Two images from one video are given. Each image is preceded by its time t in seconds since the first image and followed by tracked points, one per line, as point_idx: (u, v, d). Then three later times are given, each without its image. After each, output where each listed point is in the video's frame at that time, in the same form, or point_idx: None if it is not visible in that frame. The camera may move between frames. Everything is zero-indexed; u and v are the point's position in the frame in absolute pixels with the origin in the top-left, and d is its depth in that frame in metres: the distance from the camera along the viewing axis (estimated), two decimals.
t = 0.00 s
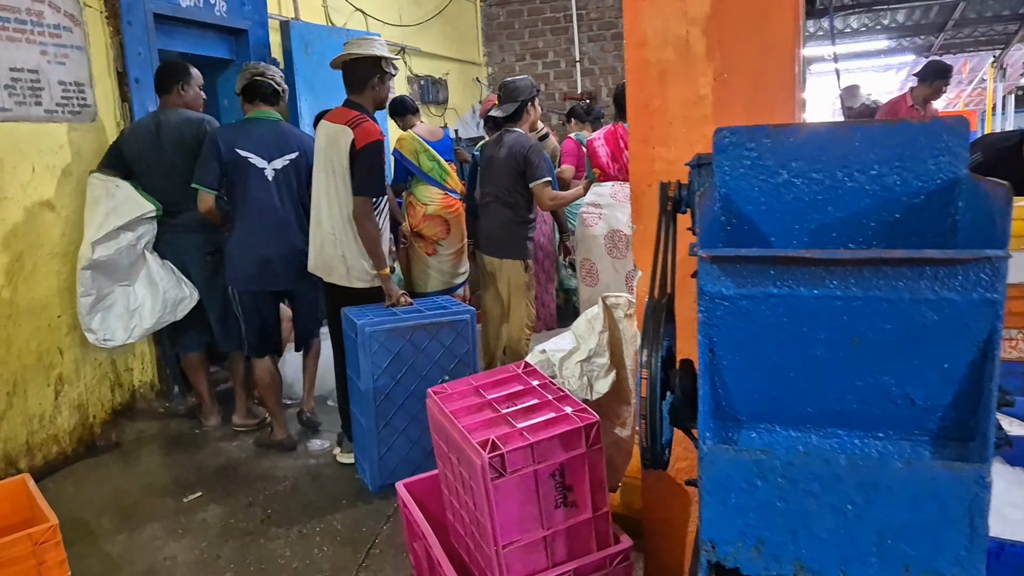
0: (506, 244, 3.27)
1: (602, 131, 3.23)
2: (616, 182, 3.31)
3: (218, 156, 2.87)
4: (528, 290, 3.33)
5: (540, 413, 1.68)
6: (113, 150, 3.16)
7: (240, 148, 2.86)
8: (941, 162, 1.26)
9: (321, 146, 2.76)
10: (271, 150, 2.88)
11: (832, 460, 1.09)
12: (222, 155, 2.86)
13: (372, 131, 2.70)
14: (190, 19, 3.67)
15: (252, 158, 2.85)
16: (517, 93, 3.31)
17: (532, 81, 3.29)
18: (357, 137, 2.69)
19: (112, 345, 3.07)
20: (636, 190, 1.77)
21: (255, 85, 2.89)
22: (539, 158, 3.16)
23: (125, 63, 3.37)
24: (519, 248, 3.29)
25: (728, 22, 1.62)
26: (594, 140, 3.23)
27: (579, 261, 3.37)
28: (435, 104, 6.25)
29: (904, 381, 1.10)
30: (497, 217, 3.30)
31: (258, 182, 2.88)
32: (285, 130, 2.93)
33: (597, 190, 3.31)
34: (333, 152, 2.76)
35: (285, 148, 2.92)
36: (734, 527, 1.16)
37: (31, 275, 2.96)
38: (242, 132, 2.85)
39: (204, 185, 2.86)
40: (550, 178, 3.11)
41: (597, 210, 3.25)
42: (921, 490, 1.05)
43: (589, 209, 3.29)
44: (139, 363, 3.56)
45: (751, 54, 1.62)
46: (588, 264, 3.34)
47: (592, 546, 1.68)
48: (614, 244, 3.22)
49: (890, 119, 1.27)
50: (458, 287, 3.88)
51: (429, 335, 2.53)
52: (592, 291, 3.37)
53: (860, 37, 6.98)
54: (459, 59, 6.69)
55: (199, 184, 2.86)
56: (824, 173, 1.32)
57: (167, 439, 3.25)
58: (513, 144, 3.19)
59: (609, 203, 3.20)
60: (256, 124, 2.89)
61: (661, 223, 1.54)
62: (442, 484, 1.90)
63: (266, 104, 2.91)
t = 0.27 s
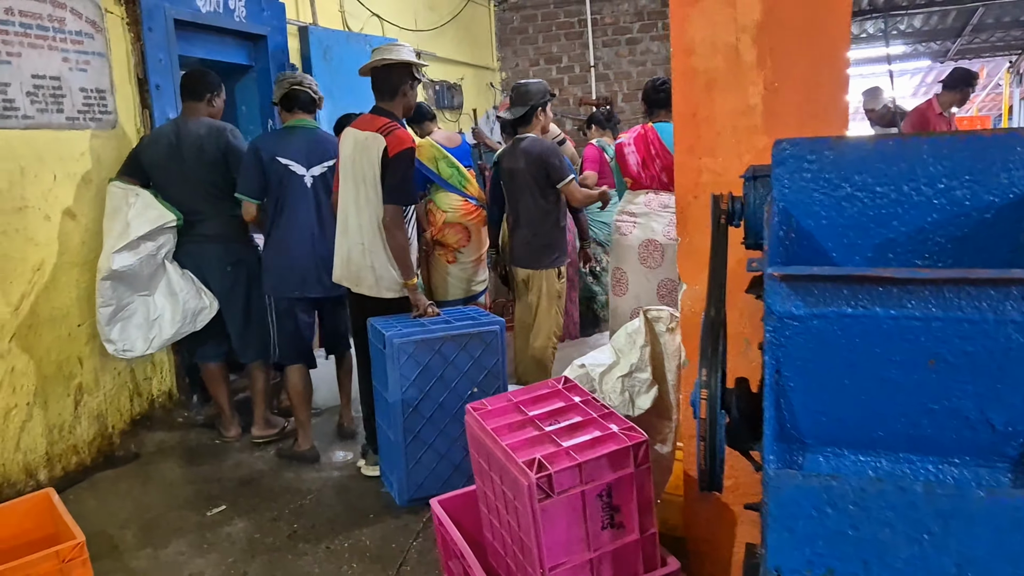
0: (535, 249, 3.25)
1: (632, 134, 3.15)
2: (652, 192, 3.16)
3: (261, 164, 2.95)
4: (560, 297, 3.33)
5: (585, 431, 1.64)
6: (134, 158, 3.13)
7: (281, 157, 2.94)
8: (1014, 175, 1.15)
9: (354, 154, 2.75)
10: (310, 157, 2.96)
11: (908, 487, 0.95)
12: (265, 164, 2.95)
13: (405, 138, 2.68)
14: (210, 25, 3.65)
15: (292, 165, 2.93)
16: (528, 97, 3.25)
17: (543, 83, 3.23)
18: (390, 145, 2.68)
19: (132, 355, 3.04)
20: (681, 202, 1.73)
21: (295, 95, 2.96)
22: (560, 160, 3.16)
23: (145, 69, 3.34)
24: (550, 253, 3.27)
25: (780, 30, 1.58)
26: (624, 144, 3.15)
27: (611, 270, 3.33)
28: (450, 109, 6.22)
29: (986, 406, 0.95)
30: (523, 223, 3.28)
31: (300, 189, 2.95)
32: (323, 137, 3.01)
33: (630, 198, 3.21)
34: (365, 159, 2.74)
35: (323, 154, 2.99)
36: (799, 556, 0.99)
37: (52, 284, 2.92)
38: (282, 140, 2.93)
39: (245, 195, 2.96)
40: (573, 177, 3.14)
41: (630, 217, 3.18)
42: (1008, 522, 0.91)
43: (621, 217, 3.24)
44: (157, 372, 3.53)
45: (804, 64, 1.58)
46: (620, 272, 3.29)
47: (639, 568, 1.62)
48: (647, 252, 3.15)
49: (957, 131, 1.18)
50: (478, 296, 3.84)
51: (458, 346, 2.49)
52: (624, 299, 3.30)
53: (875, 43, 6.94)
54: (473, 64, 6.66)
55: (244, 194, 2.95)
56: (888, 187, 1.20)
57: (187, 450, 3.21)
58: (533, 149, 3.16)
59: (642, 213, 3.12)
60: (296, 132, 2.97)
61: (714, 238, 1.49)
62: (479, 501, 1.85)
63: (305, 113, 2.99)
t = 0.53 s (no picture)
0: (557, 254, 3.21)
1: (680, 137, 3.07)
2: (701, 196, 3.09)
3: (294, 164, 3.05)
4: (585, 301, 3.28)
5: (625, 445, 1.58)
6: (151, 162, 3.10)
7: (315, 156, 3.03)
8: None
9: (377, 158, 2.71)
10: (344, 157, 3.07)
11: (984, 510, 0.87)
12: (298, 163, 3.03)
13: (430, 139, 2.63)
14: (227, 27, 3.61)
15: (328, 164, 3.03)
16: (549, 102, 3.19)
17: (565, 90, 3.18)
18: (414, 147, 2.63)
19: (145, 361, 3.00)
20: (723, 208, 1.67)
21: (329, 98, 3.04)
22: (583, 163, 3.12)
23: (162, 71, 3.31)
24: (573, 257, 3.22)
25: (830, 31, 1.53)
26: (672, 147, 3.07)
27: (659, 275, 3.23)
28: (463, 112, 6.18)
29: None
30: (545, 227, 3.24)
31: (332, 188, 3.04)
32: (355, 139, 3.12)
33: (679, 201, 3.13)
34: (388, 163, 2.70)
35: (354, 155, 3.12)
36: None
37: (68, 289, 2.88)
38: (316, 140, 3.03)
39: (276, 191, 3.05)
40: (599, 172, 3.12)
41: (681, 222, 3.11)
42: None
43: (671, 220, 3.17)
44: (172, 377, 3.49)
45: (854, 65, 1.53)
46: (671, 277, 3.17)
47: None
48: (699, 256, 3.06)
49: None
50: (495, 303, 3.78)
51: (483, 354, 2.44)
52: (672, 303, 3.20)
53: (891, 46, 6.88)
54: (486, 66, 6.62)
55: (280, 190, 3.04)
56: (957, 195, 0.98)
57: (203, 457, 3.17)
58: (554, 153, 3.11)
59: (695, 216, 3.06)
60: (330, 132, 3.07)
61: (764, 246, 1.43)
62: (512, 516, 1.80)
63: (341, 115, 3.08)
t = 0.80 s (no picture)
0: (568, 254, 3.15)
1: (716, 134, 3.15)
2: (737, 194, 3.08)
3: (314, 159, 3.07)
4: (595, 302, 3.20)
5: (646, 450, 1.53)
6: (163, 157, 3.08)
7: (334, 150, 3.05)
8: None
9: (387, 155, 2.68)
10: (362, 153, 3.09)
11: None
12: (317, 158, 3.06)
13: (439, 135, 2.58)
14: (236, 23, 3.58)
15: (346, 159, 3.05)
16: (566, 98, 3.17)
17: (583, 87, 3.15)
18: (423, 143, 2.59)
19: (149, 360, 2.95)
20: (745, 205, 1.62)
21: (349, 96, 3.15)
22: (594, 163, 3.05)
23: (171, 67, 3.28)
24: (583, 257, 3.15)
25: (859, 22, 1.48)
26: (708, 145, 3.14)
27: (699, 276, 3.12)
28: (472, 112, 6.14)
29: None
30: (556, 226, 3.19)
31: (349, 182, 3.05)
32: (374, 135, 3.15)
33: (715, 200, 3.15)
34: (397, 160, 2.66)
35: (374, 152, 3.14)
36: None
37: (73, 287, 2.85)
38: (335, 134, 3.07)
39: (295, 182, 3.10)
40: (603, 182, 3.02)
41: (722, 220, 3.04)
42: None
43: (708, 220, 3.10)
44: (179, 378, 3.45)
45: (884, 58, 1.48)
46: (713, 278, 3.07)
47: None
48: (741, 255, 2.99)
49: None
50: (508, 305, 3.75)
51: (495, 356, 2.39)
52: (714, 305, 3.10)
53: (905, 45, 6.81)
54: (495, 66, 6.58)
55: (302, 182, 3.07)
56: (1003, 188, 0.95)
57: (210, 459, 3.14)
58: (565, 152, 3.06)
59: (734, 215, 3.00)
60: (350, 128, 3.11)
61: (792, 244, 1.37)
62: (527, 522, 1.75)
63: (359, 113, 3.16)
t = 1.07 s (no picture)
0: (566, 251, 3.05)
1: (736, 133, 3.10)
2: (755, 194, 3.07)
3: (310, 153, 2.99)
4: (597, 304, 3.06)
5: (654, 461, 1.46)
6: (153, 151, 2.99)
7: (332, 144, 2.96)
8: None
9: (380, 151, 2.60)
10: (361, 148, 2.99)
11: None
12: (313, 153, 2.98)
13: (432, 130, 2.52)
14: (230, 17, 3.49)
15: (343, 152, 2.95)
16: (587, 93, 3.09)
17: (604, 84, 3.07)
18: (415, 139, 2.52)
19: (135, 360, 2.87)
20: (757, 204, 1.55)
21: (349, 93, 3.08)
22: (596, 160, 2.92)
23: (163, 61, 3.20)
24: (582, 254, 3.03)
25: (880, 12, 1.41)
26: (728, 144, 3.10)
27: (718, 277, 3.19)
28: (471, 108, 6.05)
29: None
30: (558, 223, 3.10)
31: (347, 179, 2.96)
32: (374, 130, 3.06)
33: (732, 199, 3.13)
34: (389, 156, 2.59)
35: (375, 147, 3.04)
36: None
37: (61, 287, 2.77)
38: (329, 131, 2.97)
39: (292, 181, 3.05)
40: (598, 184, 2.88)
41: (740, 222, 3.06)
42: None
43: (727, 223, 3.11)
44: (171, 380, 3.37)
45: (905, 49, 1.41)
46: (732, 280, 3.13)
47: None
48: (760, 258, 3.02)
49: None
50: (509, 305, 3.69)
51: (496, 359, 2.32)
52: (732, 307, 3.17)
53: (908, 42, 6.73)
54: (494, 62, 6.49)
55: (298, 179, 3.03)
56: None
57: (202, 463, 3.06)
58: (569, 147, 2.98)
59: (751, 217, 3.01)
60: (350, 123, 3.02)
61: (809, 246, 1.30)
62: (529, 535, 1.67)
63: (360, 109, 3.09)
